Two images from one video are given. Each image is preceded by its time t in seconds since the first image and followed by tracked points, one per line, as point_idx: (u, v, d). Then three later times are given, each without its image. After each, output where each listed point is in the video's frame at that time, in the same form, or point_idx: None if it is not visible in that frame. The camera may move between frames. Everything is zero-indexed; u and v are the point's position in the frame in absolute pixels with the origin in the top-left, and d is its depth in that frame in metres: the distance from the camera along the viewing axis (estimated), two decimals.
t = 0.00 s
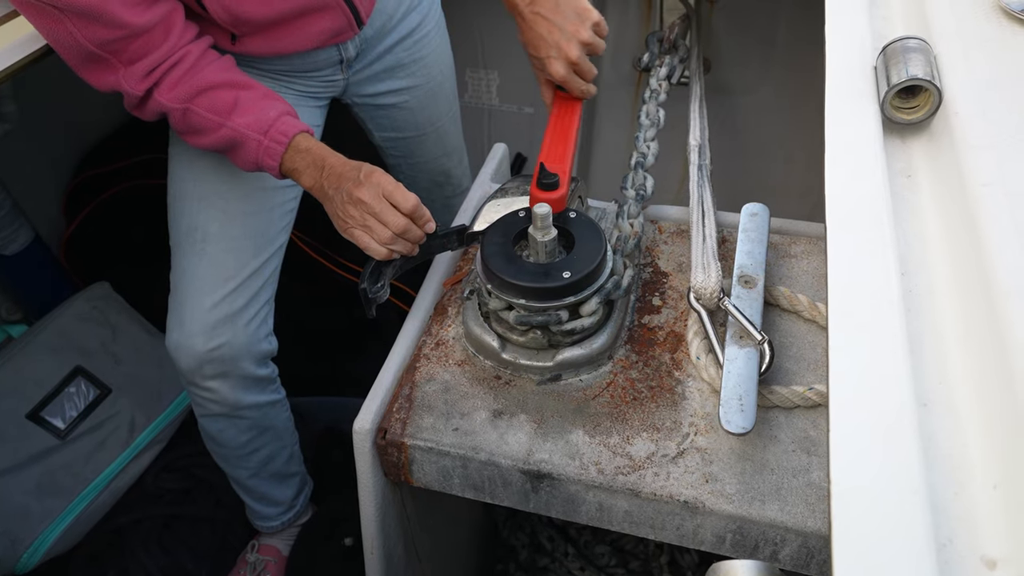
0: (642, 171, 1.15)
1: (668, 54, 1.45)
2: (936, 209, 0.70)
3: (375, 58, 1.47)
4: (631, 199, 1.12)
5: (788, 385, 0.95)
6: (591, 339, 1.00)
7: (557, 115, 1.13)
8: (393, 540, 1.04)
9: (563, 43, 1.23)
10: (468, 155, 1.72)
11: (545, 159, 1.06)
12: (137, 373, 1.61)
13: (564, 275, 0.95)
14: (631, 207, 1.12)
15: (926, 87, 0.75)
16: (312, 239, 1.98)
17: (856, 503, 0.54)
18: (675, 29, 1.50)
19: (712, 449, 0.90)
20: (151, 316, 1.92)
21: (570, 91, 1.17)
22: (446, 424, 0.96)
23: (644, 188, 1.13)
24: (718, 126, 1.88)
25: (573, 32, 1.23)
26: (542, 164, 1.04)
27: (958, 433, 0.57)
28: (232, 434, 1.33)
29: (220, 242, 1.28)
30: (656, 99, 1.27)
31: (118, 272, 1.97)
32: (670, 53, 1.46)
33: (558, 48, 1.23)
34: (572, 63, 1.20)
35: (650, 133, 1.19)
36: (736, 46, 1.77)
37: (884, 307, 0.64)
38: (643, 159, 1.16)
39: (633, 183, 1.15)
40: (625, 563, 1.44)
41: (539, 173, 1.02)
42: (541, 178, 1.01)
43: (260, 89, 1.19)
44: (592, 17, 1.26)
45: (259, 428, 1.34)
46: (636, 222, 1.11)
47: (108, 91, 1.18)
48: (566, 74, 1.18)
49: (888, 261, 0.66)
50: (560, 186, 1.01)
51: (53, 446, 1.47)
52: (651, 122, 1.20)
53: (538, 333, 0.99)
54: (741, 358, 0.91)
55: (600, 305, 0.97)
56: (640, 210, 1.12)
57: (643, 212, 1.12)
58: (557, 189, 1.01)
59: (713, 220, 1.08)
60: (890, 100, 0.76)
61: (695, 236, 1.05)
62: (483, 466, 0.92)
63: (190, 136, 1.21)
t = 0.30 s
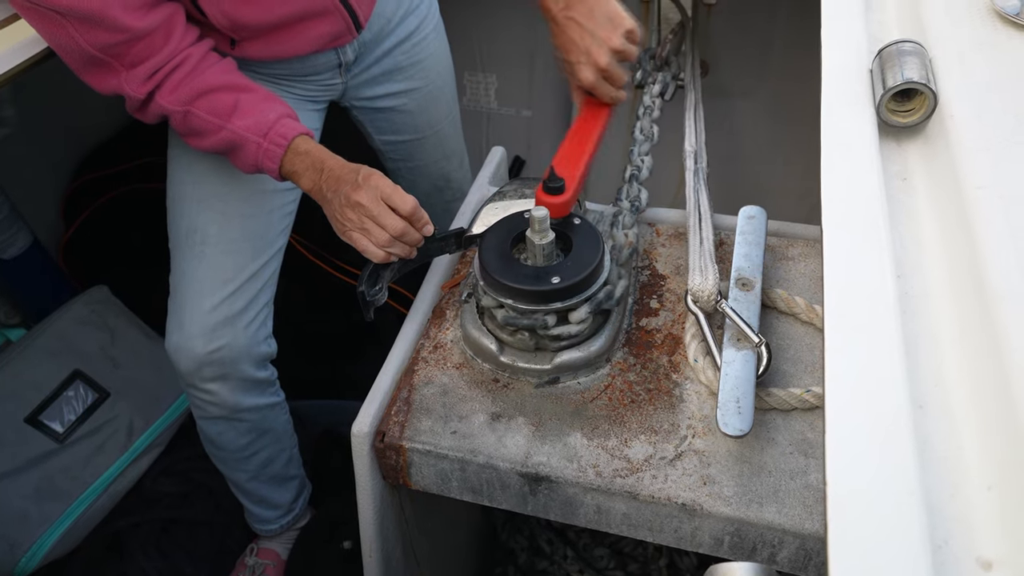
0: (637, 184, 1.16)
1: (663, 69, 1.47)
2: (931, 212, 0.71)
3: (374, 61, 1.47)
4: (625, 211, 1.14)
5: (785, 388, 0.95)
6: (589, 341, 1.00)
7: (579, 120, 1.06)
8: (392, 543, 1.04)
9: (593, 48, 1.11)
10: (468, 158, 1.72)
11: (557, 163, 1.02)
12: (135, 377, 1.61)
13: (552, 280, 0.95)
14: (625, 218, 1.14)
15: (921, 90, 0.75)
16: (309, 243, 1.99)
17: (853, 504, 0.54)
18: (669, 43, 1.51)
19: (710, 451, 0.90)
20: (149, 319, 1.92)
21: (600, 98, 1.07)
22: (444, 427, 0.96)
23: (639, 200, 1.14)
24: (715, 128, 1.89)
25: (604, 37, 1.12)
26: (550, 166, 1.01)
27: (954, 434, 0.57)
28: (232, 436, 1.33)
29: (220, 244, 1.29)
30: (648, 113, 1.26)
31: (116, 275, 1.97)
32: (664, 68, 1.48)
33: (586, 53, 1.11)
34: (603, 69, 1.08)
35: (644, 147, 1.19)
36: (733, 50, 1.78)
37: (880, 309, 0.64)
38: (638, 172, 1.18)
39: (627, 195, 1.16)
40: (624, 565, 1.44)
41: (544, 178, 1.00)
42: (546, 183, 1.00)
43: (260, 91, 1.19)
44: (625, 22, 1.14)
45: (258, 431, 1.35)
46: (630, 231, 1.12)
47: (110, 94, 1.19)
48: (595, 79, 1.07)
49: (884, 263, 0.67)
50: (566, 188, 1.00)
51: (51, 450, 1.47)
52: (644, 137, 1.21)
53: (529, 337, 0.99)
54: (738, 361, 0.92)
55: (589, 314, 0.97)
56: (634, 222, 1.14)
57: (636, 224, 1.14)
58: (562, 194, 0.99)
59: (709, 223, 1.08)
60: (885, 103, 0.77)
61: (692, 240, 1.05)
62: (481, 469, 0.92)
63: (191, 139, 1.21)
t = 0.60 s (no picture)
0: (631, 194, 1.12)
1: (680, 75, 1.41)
2: (930, 217, 0.71)
3: (375, 65, 1.48)
4: (620, 221, 1.12)
5: (785, 392, 0.95)
6: (589, 346, 1.00)
7: (620, 131, 1.04)
8: (392, 547, 1.04)
9: (647, 65, 1.09)
10: (471, 162, 1.72)
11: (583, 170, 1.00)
12: (135, 381, 1.61)
13: (536, 287, 0.95)
14: (621, 228, 1.13)
15: (919, 96, 0.75)
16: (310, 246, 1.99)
17: (852, 508, 0.54)
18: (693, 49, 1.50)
19: (709, 455, 0.90)
20: (149, 323, 1.92)
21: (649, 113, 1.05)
22: (444, 431, 0.96)
23: (633, 211, 1.13)
24: (714, 133, 1.89)
25: (658, 55, 1.10)
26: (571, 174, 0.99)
27: (952, 439, 0.58)
28: (232, 437, 1.33)
29: (222, 245, 1.29)
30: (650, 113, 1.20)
31: (117, 279, 1.97)
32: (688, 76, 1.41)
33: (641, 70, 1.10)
34: (653, 86, 1.07)
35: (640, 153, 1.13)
36: (731, 55, 1.79)
37: (879, 313, 0.64)
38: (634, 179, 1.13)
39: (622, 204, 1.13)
40: (624, 570, 1.44)
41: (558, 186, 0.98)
42: (559, 192, 0.97)
43: (266, 95, 1.19)
44: (681, 40, 1.11)
45: (258, 432, 1.35)
46: (624, 243, 1.11)
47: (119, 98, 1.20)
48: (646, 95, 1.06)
49: (883, 267, 0.67)
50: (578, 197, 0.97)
51: (51, 454, 1.47)
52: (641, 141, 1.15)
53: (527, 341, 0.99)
54: (738, 365, 0.92)
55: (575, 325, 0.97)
56: (629, 232, 1.12)
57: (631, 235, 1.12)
58: (574, 202, 0.97)
59: (708, 227, 1.08)
60: (883, 109, 0.77)
61: (692, 244, 1.05)
62: (481, 473, 0.92)
63: (198, 143, 1.22)
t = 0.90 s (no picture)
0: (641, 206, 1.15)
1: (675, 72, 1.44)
2: (936, 221, 0.71)
3: (383, 66, 1.48)
4: (629, 230, 1.12)
5: (790, 396, 0.95)
6: (593, 349, 1.00)
7: (659, 144, 1.02)
8: (396, 549, 1.04)
9: (690, 83, 1.08)
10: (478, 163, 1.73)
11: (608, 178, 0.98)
12: (141, 383, 1.62)
13: (532, 289, 0.95)
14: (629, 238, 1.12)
15: (926, 99, 0.75)
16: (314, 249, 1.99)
17: (860, 511, 0.54)
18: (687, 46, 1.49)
19: (714, 459, 0.90)
20: (154, 326, 1.93)
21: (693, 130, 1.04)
22: (448, 433, 0.96)
23: (641, 221, 1.15)
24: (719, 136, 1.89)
25: (703, 71, 1.08)
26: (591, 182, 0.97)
27: (958, 442, 0.57)
28: (239, 435, 1.33)
29: (231, 243, 1.29)
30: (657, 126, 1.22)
31: (122, 282, 1.98)
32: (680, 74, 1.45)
33: (685, 88, 1.09)
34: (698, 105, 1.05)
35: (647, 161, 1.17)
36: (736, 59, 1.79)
37: (885, 317, 0.64)
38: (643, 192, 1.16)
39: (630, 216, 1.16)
40: (628, 573, 1.44)
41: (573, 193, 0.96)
42: (574, 197, 0.95)
43: (273, 98, 1.20)
44: (730, 59, 1.07)
45: (265, 432, 1.35)
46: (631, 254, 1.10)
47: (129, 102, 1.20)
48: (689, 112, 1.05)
49: (889, 270, 0.67)
50: (593, 205, 0.95)
51: (56, 456, 1.47)
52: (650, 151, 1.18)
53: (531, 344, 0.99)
54: (743, 368, 0.92)
55: (567, 332, 0.97)
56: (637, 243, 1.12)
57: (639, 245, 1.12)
58: (586, 210, 0.95)
59: (714, 230, 1.08)
60: (890, 112, 0.77)
61: (697, 247, 1.05)
62: (485, 475, 0.92)
63: (206, 145, 1.23)
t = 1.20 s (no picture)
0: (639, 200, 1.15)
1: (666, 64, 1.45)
2: (937, 217, 0.71)
3: (381, 59, 1.47)
4: (627, 226, 1.13)
5: (788, 392, 0.95)
6: (590, 344, 1.00)
7: (658, 139, 1.01)
8: (393, 544, 1.04)
9: (692, 79, 1.09)
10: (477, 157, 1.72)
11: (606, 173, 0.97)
12: (137, 377, 1.61)
13: (529, 284, 0.95)
14: (627, 232, 1.12)
15: (926, 94, 0.75)
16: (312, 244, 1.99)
17: (859, 506, 0.54)
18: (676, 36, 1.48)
19: (712, 455, 0.90)
20: (150, 320, 1.92)
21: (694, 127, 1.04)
22: (446, 429, 0.96)
23: (639, 217, 1.14)
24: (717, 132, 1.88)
25: (704, 67, 1.08)
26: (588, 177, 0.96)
27: (957, 438, 0.57)
28: (238, 430, 1.33)
29: (231, 237, 1.29)
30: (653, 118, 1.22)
31: (118, 276, 1.97)
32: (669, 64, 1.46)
33: (687, 85, 1.10)
34: (699, 102, 1.06)
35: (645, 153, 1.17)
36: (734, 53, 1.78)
37: (886, 313, 0.64)
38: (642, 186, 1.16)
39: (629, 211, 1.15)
40: (625, 568, 1.44)
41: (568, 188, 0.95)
42: (570, 193, 0.95)
43: (270, 90, 1.19)
44: (730, 54, 1.08)
45: (264, 427, 1.34)
46: (630, 249, 1.10)
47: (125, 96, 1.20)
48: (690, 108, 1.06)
49: (889, 267, 0.67)
50: (590, 198, 0.94)
51: (52, 451, 1.46)
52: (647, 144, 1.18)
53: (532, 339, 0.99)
54: (741, 364, 0.92)
55: (566, 327, 0.96)
56: (636, 237, 1.12)
57: (638, 240, 1.12)
58: (584, 205, 0.94)
59: (712, 226, 1.08)
60: (890, 108, 0.77)
61: (695, 243, 1.05)
62: (482, 471, 0.92)
63: (203, 139, 1.22)
